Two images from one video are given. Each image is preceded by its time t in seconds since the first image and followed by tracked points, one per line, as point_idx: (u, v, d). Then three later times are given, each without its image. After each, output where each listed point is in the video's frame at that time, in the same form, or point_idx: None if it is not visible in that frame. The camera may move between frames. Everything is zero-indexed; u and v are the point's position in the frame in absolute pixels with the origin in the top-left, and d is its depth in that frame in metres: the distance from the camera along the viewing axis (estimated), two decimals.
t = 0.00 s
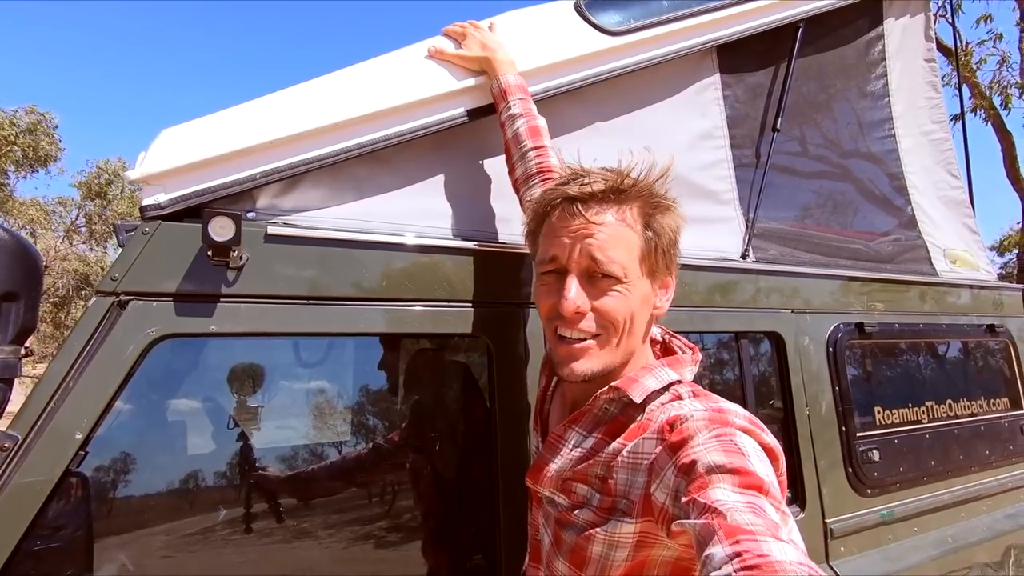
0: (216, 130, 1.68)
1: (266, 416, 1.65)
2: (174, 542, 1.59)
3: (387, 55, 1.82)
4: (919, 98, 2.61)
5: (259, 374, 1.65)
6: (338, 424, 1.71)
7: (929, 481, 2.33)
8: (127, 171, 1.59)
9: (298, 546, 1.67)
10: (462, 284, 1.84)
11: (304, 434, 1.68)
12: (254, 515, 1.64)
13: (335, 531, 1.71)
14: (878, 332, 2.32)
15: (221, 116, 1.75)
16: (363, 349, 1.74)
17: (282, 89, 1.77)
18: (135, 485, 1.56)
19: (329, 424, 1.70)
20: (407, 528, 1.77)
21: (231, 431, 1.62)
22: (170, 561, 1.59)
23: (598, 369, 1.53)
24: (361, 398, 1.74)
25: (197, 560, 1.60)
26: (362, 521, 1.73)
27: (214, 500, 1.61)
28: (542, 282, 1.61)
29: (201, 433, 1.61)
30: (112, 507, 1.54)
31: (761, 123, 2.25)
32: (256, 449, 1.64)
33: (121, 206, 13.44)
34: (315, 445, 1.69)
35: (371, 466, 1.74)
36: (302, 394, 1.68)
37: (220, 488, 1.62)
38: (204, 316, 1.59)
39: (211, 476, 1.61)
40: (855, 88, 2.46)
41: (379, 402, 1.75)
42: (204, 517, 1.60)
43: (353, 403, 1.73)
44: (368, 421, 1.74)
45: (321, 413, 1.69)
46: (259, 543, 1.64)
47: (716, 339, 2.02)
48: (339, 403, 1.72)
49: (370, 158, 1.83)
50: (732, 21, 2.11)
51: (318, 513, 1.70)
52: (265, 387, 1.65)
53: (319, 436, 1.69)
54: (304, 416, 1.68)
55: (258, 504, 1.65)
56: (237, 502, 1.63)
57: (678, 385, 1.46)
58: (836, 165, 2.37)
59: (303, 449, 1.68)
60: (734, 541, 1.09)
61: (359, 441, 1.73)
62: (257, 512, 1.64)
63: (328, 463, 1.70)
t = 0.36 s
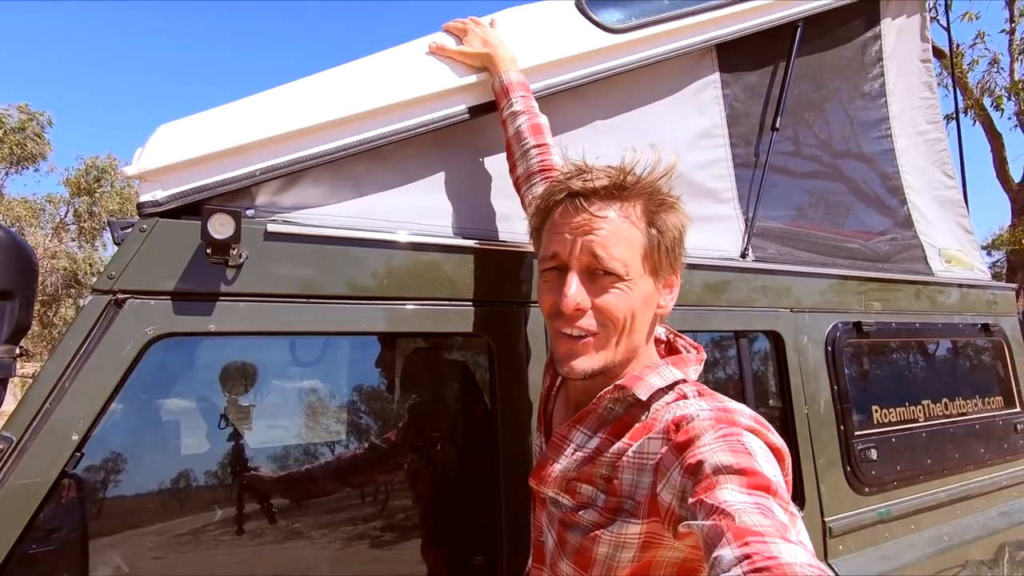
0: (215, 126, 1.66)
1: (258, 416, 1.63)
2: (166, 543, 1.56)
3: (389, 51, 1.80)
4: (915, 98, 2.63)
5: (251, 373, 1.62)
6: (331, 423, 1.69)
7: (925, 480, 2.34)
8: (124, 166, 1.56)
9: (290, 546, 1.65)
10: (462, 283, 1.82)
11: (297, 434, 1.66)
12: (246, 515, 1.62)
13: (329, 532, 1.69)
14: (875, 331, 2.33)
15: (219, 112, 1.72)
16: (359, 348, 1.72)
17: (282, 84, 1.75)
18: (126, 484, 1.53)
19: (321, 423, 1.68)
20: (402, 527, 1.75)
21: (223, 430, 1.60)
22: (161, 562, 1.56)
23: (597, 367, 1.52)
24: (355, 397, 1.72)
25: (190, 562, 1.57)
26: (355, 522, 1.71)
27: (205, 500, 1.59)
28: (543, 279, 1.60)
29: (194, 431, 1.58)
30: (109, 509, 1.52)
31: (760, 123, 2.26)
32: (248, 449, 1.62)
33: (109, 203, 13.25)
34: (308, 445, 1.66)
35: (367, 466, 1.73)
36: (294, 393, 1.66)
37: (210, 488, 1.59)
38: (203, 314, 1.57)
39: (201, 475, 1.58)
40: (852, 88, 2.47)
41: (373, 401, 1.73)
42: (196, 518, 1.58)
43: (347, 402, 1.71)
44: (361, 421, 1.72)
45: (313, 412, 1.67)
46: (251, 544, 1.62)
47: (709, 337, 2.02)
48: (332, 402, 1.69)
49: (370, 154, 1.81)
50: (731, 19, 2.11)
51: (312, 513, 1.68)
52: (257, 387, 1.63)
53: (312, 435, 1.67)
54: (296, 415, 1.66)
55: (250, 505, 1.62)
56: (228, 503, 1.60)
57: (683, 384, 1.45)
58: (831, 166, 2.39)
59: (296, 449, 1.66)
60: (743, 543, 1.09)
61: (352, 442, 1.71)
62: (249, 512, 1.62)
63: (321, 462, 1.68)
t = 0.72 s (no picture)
0: (207, 120, 1.63)
1: (244, 415, 1.60)
2: (150, 544, 1.52)
3: (384, 47, 1.79)
4: (902, 101, 2.66)
5: (237, 370, 1.60)
6: (318, 422, 1.67)
7: (910, 477, 2.38)
8: (115, 160, 1.54)
9: (278, 546, 1.62)
10: (456, 281, 1.82)
11: (283, 433, 1.64)
12: (232, 515, 1.59)
13: (316, 531, 1.66)
14: (863, 330, 2.36)
15: (211, 106, 1.70)
16: (348, 347, 1.71)
17: (276, 79, 1.73)
18: (110, 484, 1.50)
19: (308, 423, 1.66)
20: (393, 526, 1.74)
21: (209, 429, 1.57)
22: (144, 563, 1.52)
23: (583, 366, 1.50)
24: (343, 395, 1.70)
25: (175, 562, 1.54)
26: (344, 521, 1.69)
27: (191, 499, 1.56)
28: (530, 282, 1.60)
29: (181, 430, 1.56)
30: (96, 508, 1.49)
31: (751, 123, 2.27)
32: (234, 447, 1.59)
33: (94, 199, 13.03)
34: (294, 444, 1.64)
35: (359, 465, 1.71)
36: (281, 391, 1.64)
37: (195, 488, 1.56)
38: (194, 312, 1.55)
39: (185, 474, 1.55)
40: (841, 90, 2.50)
41: (362, 399, 1.71)
42: (182, 518, 1.54)
43: (335, 401, 1.69)
44: (350, 419, 1.70)
45: (300, 412, 1.65)
46: (236, 544, 1.59)
47: (698, 336, 2.03)
48: (319, 401, 1.67)
49: (364, 151, 1.80)
50: (724, 20, 2.12)
51: (299, 512, 1.65)
52: (243, 385, 1.60)
53: (298, 434, 1.65)
54: (282, 415, 1.63)
55: (236, 504, 1.59)
56: (213, 502, 1.57)
57: (679, 381, 1.46)
58: (820, 167, 2.41)
59: (282, 448, 1.63)
60: (738, 538, 1.09)
61: (341, 440, 1.69)
62: (235, 512, 1.59)
63: (308, 463, 1.66)
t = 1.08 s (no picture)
0: (202, 117, 1.61)
1: (228, 415, 1.58)
2: (132, 546, 1.51)
3: (382, 45, 1.77)
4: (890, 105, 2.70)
5: (222, 370, 1.57)
6: (304, 422, 1.65)
7: (898, 476, 2.42)
8: (108, 157, 1.51)
9: (264, 548, 1.60)
10: (453, 281, 1.81)
11: (268, 433, 1.62)
12: (215, 517, 1.57)
13: (302, 532, 1.64)
14: (853, 332, 2.41)
15: (206, 103, 1.68)
16: (341, 347, 1.69)
17: (272, 76, 1.71)
18: (90, 484, 1.47)
19: (294, 422, 1.64)
20: (382, 527, 1.72)
21: (191, 430, 1.55)
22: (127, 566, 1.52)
23: (590, 368, 1.52)
24: (330, 395, 1.68)
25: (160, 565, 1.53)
26: (330, 522, 1.67)
27: (175, 501, 1.54)
28: (538, 281, 1.61)
29: (168, 430, 1.53)
30: (92, 509, 1.48)
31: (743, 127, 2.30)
32: (218, 449, 1.57)
33: (73, 195, 12.75)
34: (279, 445, 1.63)
35: (348, 466, 1.70)
36: (266, 392, 1.61)
37: (178, 489, 1.54)
38: (189, 312, 1.52)
39: (168, 475, 1.53)
40: (830, 94, 2.53)
41: (348, 398, 1.70)
42: (165, 519, 1.53)
43: (321, 400, 1.67)
44: (338, 420, 1.69)
45: (285, 412, 1.63)
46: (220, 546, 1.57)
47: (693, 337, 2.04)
48: (305, 400, 1.65)
49: (362, 151, 1.78)
50: (719, 23, 2.14)
51: (283, 514, 1.63)
52: (228, 385, 1.58)
53: (284, 435, 1.63)
54: (268, 415, 1.61)
55: (220, 506, 1.58)
56: (195, 505, 1.55)
57: (682, 384, 1.47)
58: (810, 169, 2.44)
59: (268, 449, 1.62)
60: (741, 541, 1.10)
61: (327, 441, 1.67)
62: (219, 513, 1.57)
63: (293, 464, 1.65)
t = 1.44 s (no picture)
0: (197, 113, 1.59)
1: (212, 416, 1.53)
2: (112, 551, 1.45)
3: (379, 42, 1.76)
4: (876, 109, 2.75)
5: (205, 371, 1.54)
6: (288, 424, 1.61)
7: (885, 473, 2.47)
8: (101, 153, 1.49)
9: (247, 552, 1.56)
10: (449, 280, 1.81)
11: (252, 435, 1.58)
12: (198, 520, 1.52)
13: (286, 535, 1.60)
14: (841, 331, 2.46)
15: (201, 99, 1.66)
16: (330, 346, 1.67)
17: (269, 71, 1.69)
18: (68, 488, 1.41)
19: (278, 424, 1.60)
20: (367, 529, 1.69)
21: (171, 432, 1.49)
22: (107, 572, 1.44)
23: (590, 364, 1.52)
24: (314, 398, 1.65)
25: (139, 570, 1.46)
26: (315, 525, 1.63)
27: (156, 504, 1.48)
28: (540, 275, 1.61)
29: (154, 431, 1.48)
30: (82, 510, 1.42)
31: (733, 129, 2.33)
32: (200, 450, 1.52)
33: (52, 192, 12.48)
34: (264, 446, 1.59)
35: (339, 468, 1.67)
36: (250, 393, 1.57)
37: (159, 492, 1.48)
38: (184, 310, 1.50)
39: (150, 478, 1.48)
40: (818, 97, 2.57)
41: (337, 400, 1.67)
42: (147, 523, 1.47)
43: (305, 403, 1.64)
44: (323, 422, 1.65)
45: (269, 413, 1.59)
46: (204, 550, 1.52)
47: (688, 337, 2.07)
48: (289, 402, 1.61)
49: (359, 147, 1.77)
50: (711, 26, 2.16)
51: (267, 516, 1.59)
52: (210, 386, 1.54)
53: (267, 436, 1.60)
54: (252, 416, 1.58)
55: (202, 509, 1.52)
56: (178, 508, 1.50)
57: (682, 383, 1.48)
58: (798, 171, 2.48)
59: (252, 450, 1.58)
60: (740, 540, 1.10)
61: (312, 443, 1.64)
62: (201, 517, 1.52)
63: (279, 467, 1.60)
